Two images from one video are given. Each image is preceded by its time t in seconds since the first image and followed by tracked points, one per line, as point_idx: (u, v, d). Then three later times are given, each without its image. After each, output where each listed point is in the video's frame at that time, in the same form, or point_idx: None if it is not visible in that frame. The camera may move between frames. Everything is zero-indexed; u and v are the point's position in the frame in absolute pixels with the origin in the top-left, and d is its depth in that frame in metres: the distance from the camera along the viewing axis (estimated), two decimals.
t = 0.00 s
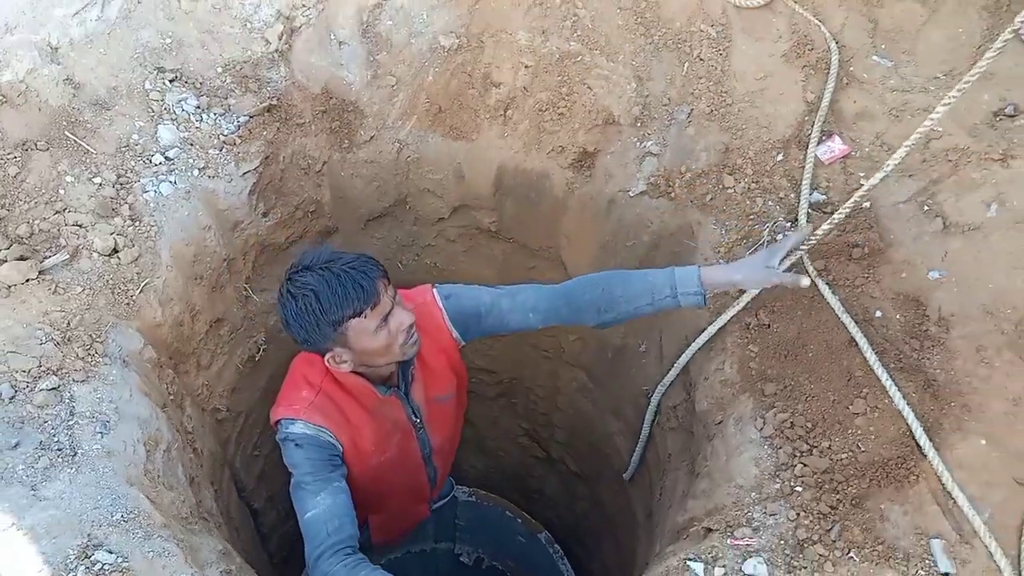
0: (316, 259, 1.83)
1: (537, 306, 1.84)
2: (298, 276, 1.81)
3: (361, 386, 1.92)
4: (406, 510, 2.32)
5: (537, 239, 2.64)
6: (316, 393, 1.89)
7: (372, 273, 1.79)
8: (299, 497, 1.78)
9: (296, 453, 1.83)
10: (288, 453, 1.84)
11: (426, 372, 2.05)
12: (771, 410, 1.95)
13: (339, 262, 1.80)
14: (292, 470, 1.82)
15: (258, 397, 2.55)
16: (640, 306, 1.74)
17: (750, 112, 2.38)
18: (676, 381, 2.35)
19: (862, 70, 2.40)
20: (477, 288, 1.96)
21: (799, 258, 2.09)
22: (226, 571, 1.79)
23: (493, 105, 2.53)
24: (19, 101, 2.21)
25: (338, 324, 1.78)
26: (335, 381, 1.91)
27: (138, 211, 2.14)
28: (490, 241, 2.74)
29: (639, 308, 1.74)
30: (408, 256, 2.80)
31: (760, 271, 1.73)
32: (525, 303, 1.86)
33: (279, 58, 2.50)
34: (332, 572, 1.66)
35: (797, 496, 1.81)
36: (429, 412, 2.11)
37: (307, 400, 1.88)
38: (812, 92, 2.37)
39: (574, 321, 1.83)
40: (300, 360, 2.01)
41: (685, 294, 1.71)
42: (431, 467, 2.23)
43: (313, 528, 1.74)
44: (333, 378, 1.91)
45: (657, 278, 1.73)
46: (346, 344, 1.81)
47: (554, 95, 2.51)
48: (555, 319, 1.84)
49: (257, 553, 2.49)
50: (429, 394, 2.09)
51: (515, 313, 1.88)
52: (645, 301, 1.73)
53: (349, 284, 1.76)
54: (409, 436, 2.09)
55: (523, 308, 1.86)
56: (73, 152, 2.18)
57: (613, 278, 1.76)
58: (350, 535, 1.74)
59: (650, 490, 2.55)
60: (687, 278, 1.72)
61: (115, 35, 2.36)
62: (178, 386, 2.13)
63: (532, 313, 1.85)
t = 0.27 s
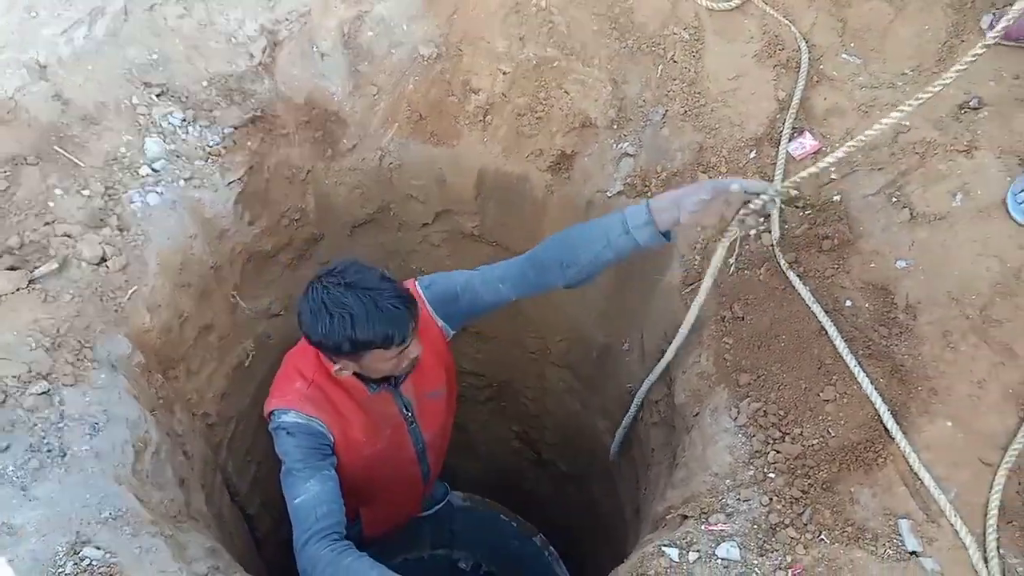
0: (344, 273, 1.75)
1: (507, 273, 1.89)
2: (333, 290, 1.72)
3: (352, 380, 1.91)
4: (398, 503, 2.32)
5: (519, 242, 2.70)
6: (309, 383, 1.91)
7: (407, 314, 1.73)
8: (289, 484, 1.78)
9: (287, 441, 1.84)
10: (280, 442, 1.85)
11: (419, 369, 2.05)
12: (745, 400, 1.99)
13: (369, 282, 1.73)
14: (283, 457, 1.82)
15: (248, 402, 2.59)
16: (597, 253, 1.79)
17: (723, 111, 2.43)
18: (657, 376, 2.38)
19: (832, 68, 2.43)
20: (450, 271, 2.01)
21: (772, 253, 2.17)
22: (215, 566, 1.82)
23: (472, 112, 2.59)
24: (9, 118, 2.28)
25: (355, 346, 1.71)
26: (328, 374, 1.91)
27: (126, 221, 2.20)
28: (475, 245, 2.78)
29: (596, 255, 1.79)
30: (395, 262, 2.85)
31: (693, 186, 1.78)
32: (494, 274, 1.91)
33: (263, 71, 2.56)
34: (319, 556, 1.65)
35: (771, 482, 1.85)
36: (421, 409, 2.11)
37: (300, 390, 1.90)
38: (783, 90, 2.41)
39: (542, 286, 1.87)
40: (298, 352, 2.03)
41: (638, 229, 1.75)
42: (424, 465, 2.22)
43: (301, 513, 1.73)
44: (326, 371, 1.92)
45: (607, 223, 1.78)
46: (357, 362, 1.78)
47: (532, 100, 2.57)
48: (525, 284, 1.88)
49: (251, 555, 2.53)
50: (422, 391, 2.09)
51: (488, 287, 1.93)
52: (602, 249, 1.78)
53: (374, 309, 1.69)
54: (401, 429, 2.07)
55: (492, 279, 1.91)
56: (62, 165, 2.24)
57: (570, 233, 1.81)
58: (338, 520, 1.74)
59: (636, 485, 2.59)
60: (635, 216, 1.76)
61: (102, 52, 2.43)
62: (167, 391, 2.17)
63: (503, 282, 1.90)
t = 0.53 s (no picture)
0: (347, 280, 1.70)
1: (440, 262, 1.95)
2: (331, 297, 1.66)
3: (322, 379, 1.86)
4: (376, 498, 2.30)
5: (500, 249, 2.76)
6: (277, 385, 1.86)
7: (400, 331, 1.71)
8: (264, 485, 1.77)
9: (260, 444, 1.82)
10: (252, 444, 1.83)
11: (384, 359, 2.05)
12: (719, 398, 2.00)
13: (372, 295, 1.69)
14: (258, 459, 1.81)
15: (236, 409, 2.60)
16: (520, 240, 1.87)
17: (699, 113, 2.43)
18: (639, 377, 2.39)
19: (807, 70, 2.42)
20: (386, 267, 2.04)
21: (747, 251, 2.18)
22: (194, 568, 1.83)
23: (453, 118, 2.63)
24: None
25: (350, 354, 1.67)
26: (296, 375, 1.87)
27: (108, 231, 2.23)
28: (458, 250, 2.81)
29: (521, 242, 1.87)
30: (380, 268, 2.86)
31: (604, 162, 1.84)
32: (430, 267, 1.96)
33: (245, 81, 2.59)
34: (295, 556, 1.67)
35: (743, 479, 1.86)
36: (390, 399, 2.10)
37: (269, 392, 1.86)
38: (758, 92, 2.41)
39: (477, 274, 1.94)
40: (261, 350, 1.97)
41: (555, 214, 1.84)
42: (399, 455, 2.21)
43: (277, 516, 1.73)
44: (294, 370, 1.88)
45: (523, 208, 1.86)
46: (339, 368, 1.74)
47: (511, 106, 2.60)
48: (460, 275, 1.95)
49: (240, 561, 2.54)
50: (389, 381, 2.09)
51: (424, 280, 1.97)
52: (524, 234, 1.86)
53: (377, 322, 1.66)
54: (373, 422, 2.06)
55: (429, 272, 1.96)
56: (45, 177, 2.28)
57: (492, 221, 1.89)
58: (314, 521, 1.75)
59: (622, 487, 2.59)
60: (550, 201, 1.84)
61: (86, 66, 2.47)
62: (151, 397, 2.19)
63: (439, 274, 1.96)
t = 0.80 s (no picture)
0: (325, 276, 1.77)
1: (414, 251, 1.95)
2: (309, 291, 1.73)
3: (299, 375, 1.89)
4: (359, 492, 2.33)
5: (497, 248, 2.78)
6: (257, 387, 1.88)
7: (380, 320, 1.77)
8: (249, 487, 1.77)
9: (244, 446, 1.82)
10: (236, 448, 1.83)
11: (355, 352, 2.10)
12: (709, 391, 2.01)
13: (348, 287, 1.75)
14: (241, 461, 1.81)
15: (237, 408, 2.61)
16: (495, 220, 1.91)
17: (692, 111, 2.44)
18: (636, 373, 2.39)
19: (798, 66, 2.43)
20: (353, 259, 2.03)
21: (738, 247, 2.18)
22: (190, 560, 1.85)
23: (449, 118, 2.65)
24: None
25: (332, 346, 1.73)
26: (274, 375, 1.89)
27: (106, 231, 2.27)
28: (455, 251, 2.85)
29: (493, 222, 1.91)
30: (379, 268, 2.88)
31: (574, 138, 1.90)
32: (402, 255, 1.97)
33: (243, 85, 2.63)
34: (281, 555, 1.66)
35: (733, 471, 1.87)
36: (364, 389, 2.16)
37: (249, 395, 1.87)
38: (750, 90, 2.41)
39: (450, 258, 1.97)
40: (235, 355, 1.98)
41: (528, 193, 1.88)
42: (376, 446, 2.25)
43: (263, 517, 1.72)
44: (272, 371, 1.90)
45: (492, 189, 1.89)
46: (322, 360, 1.79)
47: (506, 105, 2.61)
48: (432, 260, 1.96)
49: (241, 559, 2.56)
50: (361, 372, 2.14)
51: (396, 269, 1.97)
52: (497, 213, 1.90)
53: (359, 314, 1.72)
54: (351, 414, 2.10)
55: (400, 260, 1.96)
56: (45, 179, 2.31)
57: (463, 204, 1.92)
58: (300, 520, 1.75)
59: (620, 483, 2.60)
60: (520, 179, 1.89)
61: (86, 71, 2.51)
62: (150, 394, 2.22)
63: (411, 261, 1.96)
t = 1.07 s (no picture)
0: (328, 250, 1.82)
1: (400, 226, 2.00)
2: (315, 265, 1.78)
3: (311, 352, 1.89)
4: (362, 473, 2.33)
5: (500, 246, 2.79)
6: (273, 365, 1.86)
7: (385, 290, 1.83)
8: (261, 461, 1.74)
9: (261, 421, 1.80)
10: (252, 423, 1.80)
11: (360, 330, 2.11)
12: (710, 388, 2.01)
13: (352, 259, 1.81)
14: (257, 436, 1.78)
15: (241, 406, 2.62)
16: (474, 191, 1.98)
17: (693, 109, 2.44)
18: (638, 371, 2.39)
19: (800, 64, 2.43)
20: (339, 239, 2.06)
21: (739, 245, 2.18)
22: (191, 556, 1.86)
23: (451, 117, 2.65)
24: None
25: (341, 317, 1.77)
26: (290, 352, 1.87)
27: (110, 229, 2.28)
28: (459, 249, 2.86)
29: (473, 194, 1.98)
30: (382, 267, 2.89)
31: (542, 110, 1.91)
32: (388, 231, 2.01)
33: (247, 84, 2.65)
34: (293, 530, 1.63)
35: (733, 468, 1.87)
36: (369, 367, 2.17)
37: (266, 373, 1.85)
38: (752, 87, 2.42)
39: (434, 232, 2.03)
40: (244, 333, 1.96)
41: (504, 164, 1.94)
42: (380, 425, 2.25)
43: (277, 491, 1.69)
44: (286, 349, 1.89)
45: (470, 163, 1.96)
46: (331, 333, 1.83)
47: (507, 104, 2.60)
48: (418, 235, 2.02)
49: (245, 557, 2.56)
50: (365, 350, 2.17)
51: (383, 245, 2.01)
52: (475, 186, 1.97)
53: (364, 284, 1.77)
54: (360, 392, 2.10)
55: (388, 237, 2.00)
56: (50, 178, 2.33)
57: (443, 178, 1.98)
58: (312, 497, 1.72)
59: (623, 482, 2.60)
60: (495, 153, 1.95)
61: (90, 71, 2.53)
62: (153, 391, 2.23)
63: (397, 238, 2.01)
